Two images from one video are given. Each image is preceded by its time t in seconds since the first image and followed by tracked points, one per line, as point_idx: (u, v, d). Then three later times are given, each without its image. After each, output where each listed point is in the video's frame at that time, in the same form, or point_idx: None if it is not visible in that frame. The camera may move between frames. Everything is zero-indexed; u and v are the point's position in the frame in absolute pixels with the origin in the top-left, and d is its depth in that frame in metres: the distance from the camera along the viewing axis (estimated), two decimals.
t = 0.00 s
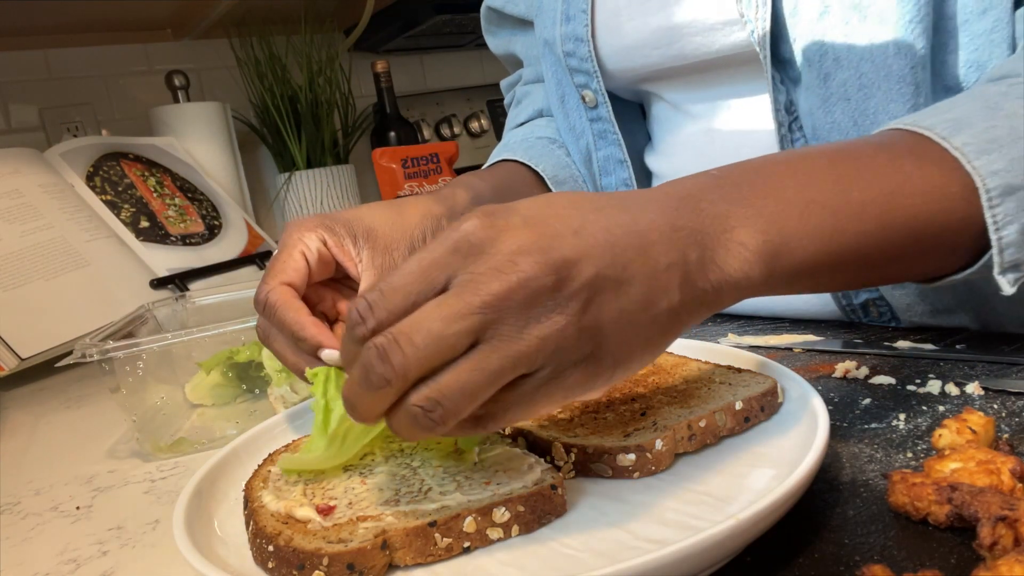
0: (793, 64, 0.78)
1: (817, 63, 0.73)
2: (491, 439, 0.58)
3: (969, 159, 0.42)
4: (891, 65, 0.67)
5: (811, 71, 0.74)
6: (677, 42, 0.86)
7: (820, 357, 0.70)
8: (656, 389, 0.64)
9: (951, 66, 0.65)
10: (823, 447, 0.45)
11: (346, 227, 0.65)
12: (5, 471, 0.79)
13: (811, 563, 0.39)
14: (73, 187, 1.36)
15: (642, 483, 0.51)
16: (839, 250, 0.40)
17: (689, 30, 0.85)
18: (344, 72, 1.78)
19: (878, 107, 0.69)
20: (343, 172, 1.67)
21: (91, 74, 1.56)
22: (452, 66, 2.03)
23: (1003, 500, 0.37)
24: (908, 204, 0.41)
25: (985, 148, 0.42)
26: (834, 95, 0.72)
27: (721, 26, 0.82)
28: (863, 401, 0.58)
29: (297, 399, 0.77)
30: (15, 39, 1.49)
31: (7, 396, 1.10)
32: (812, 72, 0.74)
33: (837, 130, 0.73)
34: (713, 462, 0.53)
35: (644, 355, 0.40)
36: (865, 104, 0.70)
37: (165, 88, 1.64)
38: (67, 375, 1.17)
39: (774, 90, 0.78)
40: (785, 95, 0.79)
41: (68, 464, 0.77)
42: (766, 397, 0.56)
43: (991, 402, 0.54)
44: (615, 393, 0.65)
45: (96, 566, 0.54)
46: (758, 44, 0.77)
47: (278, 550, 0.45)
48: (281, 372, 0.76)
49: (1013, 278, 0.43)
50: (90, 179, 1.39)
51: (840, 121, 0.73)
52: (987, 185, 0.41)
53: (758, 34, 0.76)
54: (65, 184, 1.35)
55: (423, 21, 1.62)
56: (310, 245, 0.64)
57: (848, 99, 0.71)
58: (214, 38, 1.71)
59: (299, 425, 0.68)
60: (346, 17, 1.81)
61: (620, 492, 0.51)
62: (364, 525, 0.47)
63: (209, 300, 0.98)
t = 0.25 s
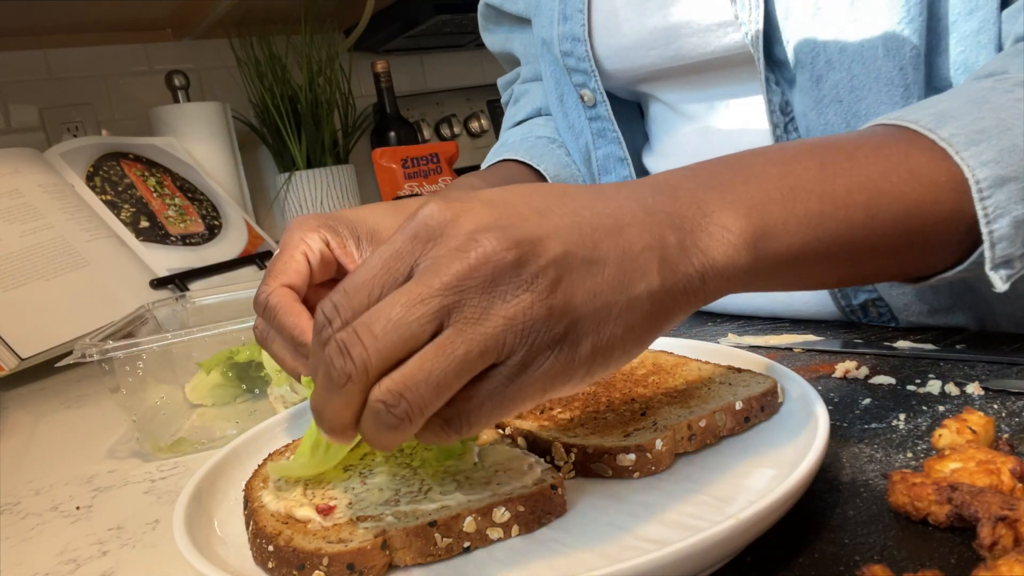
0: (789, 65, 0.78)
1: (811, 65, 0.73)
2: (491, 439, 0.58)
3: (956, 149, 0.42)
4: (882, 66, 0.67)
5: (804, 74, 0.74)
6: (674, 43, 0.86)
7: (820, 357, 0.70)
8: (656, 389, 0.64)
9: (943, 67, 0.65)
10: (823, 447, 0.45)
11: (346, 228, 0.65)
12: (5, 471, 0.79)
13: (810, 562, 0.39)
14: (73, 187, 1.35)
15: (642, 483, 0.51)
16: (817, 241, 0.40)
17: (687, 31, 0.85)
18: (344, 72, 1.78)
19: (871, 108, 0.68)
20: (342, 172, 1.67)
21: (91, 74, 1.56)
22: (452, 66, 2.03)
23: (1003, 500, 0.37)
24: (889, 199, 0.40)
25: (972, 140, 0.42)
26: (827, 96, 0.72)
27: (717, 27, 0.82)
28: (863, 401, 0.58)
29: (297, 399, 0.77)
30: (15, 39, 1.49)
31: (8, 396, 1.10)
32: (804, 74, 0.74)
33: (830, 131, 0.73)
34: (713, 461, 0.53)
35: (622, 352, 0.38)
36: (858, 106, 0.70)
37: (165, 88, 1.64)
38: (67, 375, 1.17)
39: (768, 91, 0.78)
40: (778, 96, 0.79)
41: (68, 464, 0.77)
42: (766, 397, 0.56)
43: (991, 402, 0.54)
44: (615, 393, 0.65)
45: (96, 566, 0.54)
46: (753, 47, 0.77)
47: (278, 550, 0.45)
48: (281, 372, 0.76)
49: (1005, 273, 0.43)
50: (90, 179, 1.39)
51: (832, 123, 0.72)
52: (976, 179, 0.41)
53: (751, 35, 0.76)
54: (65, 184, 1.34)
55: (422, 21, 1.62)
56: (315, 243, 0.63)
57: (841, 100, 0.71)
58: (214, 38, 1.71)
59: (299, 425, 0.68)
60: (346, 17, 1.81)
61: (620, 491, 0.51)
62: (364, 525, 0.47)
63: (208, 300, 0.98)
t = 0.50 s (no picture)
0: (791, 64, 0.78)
1: (814, 63, 0.74)
2: (492, 439, 0.58)
3: (969, 145, 0.38)
4: (887, 62, 0.67)
5: (809, 71, 0.74)
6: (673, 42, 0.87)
7: (820, 357, 0.70)
8: (656, 389, 0.64)
9: (952, 63, 0.65)
10: (823, 447, 0.45)
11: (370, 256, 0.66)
12: (5, 471, 0.79)
13: (810, 562, 0.39)
14: (73, 187, 1.35)
15: (642, 483, 0.52)
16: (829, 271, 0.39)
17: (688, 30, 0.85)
18: (345, 73, 1.78)
19: (876, 104, 0.69)
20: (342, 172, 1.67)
21: (91, 74, 1.56)
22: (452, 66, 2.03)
23: (1003, 500, 0.37)
24: (899, 192, 0.37)
25: (985, 132, 0.38)
26: (831, 94, 0.72)
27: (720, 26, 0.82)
28: (863, 402, 0.58)
29: (296, 399, 0.76)
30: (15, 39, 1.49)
31: (7, 396, 1.10)
32: (809, 72, 0.74)
33: (835, 128, 0.73)
34: (713, 461, 0.53)
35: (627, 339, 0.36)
36: (863, 103, 0.70)
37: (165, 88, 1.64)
38: (67, 375, 1.17)
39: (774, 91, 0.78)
40: (782, 94, 0.78)
41: (68, 464, 0.77)
42: (766, 397, 0.56)
43: (991, 402, 0.54)
44: (615, 393, 0.65)
45: (96, 566, 0.54)
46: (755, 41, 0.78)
47: (278, 550, 0.45)
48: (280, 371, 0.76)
49: None
50: (90, 179, 1.39)
51: (838, 120, 0.73)
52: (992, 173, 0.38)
53: (756, 34, 0.77)
54: (65, 184, 1.34)
55: (422, 21, 1.62)
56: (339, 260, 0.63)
57: (845, 97, 0.71)
58: (214, 38, 1.71)
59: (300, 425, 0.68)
60: (346, 17, 1.81)
61: (620, 491, 0.51)
62: (364, 525, 0.47)
63: (208, 300, 0.98)
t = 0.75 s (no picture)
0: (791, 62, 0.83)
1: (816, 62, 0.78)
2: (492, 439, 0.58)
3: None
4: (888, 61, 0.72)
5: (810, 69, 0.78)
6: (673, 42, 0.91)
7: (820, 357, 0.70)
8: (656, 388, 0.64)
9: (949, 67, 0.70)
10: (823, 447, 0.45)
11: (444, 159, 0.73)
12: (5, 472, 0.79)
13: (811, 563, 0.39)
14: (73, 187, 1.35)
15: (642, 483, 0.51)
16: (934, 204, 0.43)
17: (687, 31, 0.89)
18: (345, 73, 1.78)
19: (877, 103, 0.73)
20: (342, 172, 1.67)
21: (91, 74, 1.56)
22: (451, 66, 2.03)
23: (1003, 500, 0.37)
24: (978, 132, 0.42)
25: None
26: (833, 94, 0.76)
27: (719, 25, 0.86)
28: (863, 401, 0.58)
29: (296, 399, 0.76)
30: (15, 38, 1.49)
31: (8, 396, 1.10)
32: (811, 71, 0.78)
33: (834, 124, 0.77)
34: (713, 461, 0.53)
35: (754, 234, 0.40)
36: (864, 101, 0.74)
37: (165, 88, 1.64)
38: (67, 376, 1.17)
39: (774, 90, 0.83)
40: (783, 93, 0.83)
41: (68, 464, 0.77)
42: (766, 397, 0.56)
43: (991, 402, 0.54)
44: (615, 393, 0.65)
45: (96, 566, 0.54)
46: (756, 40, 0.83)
47: (278, 550, 0.45)
48: (280, 372, 0.75)
49: None
50: (90, 179, 1.39)
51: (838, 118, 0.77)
52: None
53: (757, 33, 0.82)
54: (65, 184, 1.34)
55: (422, 21, 1.62)
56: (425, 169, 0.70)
57: (846, 95, 0.75)
58: (214, 39, 1.71)
59: (301, 425, 0.68)
60: (346, 17, 1.81)
61: (620, 491, 0.51)
62: (364, 525, 0.47)
63: (208, 300, 0.98)
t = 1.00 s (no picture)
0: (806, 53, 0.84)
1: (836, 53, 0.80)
2: (491, 439, 0.58)
3: None
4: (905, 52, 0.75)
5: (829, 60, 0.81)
6: (685, 35, 0.88)
7: (820, 357, 0.70)
8: (656, 388, 0.64)
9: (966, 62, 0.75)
10: (823, 447, 0.45)
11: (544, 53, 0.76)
12: (4, 472, 0.79)
13: (811, 563, 0.39)
14: (73, 187, 1.35)
15: (642, 483, 0.51)
16: None
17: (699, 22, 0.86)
18: (344, 73, 1.78)
19: (894, 94, 0.76)
20: (342, 172, 1.68)
21: (91, 74, 1.56)
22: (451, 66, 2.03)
23: (1003, 500, 0.37)
24: None
25: None
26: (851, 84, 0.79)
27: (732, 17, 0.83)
28: (863, 402, 0.58)
29: (296, 399, 0.77)
30: (15, 39, 1.49)
31: (8, 396, 1.10)
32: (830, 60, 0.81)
33: (851, 114, 0.80)
34: (713, 462, 0.53)
35: None
36: (883, 90, 0.77)
37: (165, 89, 1.64)
38: (67, 376, 1.17)
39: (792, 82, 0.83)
40: (798, 84, 0.84)
41: (68, 464, 0.77)
42: (766, 397, 0.56)
43: (991, 402, 0.54)
44: (615, 393, 0.65)
45: (96, 566, 0.54)
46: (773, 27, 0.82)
47: (278, 550, 0.45)
48: (280, 372, 0.75)
49: None
50: (90, 179, 1.39)
51: (855, 107, 0.79)
52: None
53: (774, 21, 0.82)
54: (65, 184, 1.34)
55: (422, 22, 1.62)
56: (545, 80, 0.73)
57: (864, 84, 0.78)
58: (214, 39, 1.71)
59: (301, 425, 0.68)
60: (346, 17, 1.81)
61: (620, 492, 0.51)
62: (364, 525, 0.47)
63: (208, 300, 0.98)
